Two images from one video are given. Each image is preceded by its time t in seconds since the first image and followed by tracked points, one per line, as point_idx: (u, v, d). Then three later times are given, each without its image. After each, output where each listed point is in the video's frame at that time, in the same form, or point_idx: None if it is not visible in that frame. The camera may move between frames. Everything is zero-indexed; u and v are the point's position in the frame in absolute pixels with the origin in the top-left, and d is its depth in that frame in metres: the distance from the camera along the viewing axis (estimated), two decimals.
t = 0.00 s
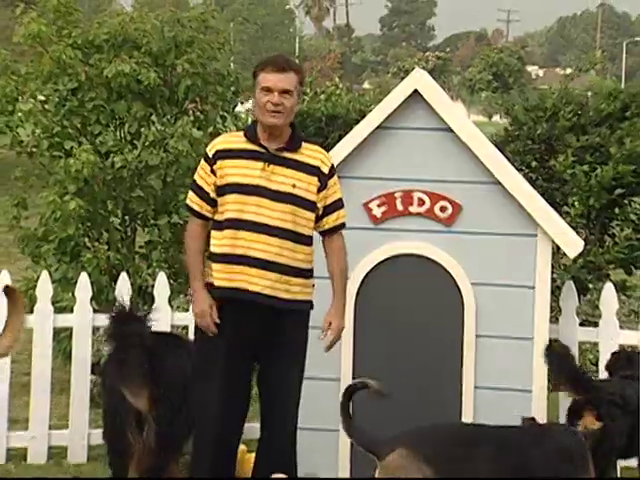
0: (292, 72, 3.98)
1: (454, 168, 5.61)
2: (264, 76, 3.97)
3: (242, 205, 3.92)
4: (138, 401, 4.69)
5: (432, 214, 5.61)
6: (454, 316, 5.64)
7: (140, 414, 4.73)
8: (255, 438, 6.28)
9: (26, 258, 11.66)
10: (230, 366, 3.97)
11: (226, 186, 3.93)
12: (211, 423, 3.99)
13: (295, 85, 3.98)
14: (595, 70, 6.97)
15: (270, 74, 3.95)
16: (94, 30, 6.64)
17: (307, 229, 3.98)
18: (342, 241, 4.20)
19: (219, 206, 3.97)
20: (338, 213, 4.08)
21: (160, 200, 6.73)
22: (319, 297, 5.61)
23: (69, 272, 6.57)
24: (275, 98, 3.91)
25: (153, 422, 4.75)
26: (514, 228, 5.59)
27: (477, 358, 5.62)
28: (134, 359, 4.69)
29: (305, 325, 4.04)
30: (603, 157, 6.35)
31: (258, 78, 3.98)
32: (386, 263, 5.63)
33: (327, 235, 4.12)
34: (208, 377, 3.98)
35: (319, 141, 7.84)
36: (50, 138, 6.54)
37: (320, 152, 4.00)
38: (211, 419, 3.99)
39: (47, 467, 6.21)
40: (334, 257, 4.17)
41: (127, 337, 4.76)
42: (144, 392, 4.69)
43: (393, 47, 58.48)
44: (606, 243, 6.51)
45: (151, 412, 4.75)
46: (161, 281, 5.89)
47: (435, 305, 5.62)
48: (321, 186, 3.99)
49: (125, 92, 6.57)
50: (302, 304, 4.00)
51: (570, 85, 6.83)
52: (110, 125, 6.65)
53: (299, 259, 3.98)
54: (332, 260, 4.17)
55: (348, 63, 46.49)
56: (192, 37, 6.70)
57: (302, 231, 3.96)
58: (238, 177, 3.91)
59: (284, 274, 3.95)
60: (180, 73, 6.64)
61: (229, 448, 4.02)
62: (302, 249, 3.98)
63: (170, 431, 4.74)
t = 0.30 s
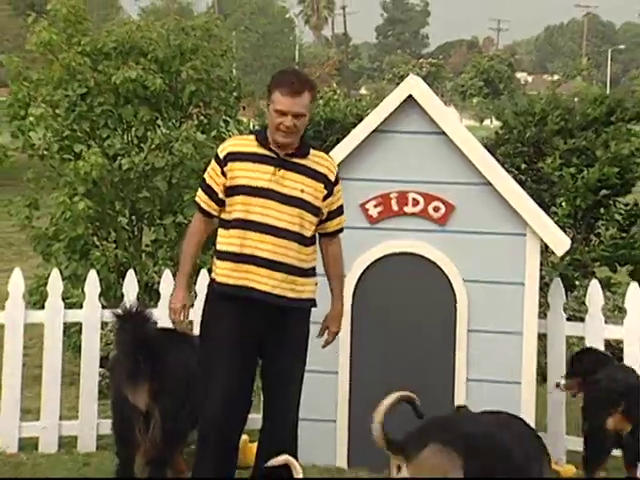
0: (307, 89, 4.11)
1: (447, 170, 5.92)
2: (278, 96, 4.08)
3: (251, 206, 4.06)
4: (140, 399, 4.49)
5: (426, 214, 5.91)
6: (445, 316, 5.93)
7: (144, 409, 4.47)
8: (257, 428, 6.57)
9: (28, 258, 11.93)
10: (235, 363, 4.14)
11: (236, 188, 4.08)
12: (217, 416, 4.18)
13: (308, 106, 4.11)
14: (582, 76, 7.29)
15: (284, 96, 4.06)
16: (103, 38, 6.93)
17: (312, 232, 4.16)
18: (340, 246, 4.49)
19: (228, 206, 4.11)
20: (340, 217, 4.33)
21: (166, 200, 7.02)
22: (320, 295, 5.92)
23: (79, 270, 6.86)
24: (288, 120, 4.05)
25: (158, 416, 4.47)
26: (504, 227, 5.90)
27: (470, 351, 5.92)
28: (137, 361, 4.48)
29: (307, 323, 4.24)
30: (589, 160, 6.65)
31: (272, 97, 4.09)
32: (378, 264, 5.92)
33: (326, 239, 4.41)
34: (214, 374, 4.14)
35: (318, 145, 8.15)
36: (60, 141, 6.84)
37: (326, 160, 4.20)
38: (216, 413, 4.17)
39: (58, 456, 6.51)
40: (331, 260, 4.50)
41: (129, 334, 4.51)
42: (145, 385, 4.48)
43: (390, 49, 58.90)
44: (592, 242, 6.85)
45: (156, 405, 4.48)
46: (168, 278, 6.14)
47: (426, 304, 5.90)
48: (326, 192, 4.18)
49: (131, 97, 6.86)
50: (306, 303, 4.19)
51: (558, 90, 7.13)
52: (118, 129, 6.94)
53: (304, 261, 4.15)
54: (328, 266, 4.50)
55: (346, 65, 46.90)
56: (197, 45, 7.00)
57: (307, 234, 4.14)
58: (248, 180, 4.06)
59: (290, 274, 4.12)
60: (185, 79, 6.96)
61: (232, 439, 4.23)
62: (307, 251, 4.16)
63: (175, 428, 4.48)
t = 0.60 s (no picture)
0: (304, 91, 4.34)
1: (440, 172, 6.21)
2: (278, 95, 4.32)
3: (251, 211, 4.27)
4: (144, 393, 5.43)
5: (419, 214, 6.20)
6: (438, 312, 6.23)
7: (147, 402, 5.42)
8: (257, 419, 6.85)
9: (30, 257, 12.19)
10: (239, 354, 4.31)
11: (237, 193, 4.29)
12: (221, 408, 4.29)
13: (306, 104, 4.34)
14: (569, 81, 7.58)
15: (284, 94, 4.30)
16: (109, 45, 7.24)
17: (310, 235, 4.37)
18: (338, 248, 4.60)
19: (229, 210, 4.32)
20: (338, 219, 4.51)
21: (170, 200, 7.27)
22: (316, 290, 6.28)
23: (86, 267, 7.19)
24: (287, 116, 4.26)
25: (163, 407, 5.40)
26: (494, 226, 6.19)
27: (462, 346, 6.21)
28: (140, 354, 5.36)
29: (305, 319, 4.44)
30: (576, 162, 6.92)
31: (273, 97, 4.33)
32: (372, 263, 6.21)
33: (324, 240, 4.51)
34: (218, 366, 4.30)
35: (316, 147, 8.44)
36: (69, 144, 7.11)
37: (324, 165, 4.39)
38: (220, 404, 4.29)
39: (67, 445, 6.79)
40: (330, 260, 4.58)
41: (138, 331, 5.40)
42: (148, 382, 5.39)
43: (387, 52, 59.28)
44: (578, 241, 7.16)
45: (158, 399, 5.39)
46: (171, 276, 6.41)
47: (419, 301, 6.21)
48: (323, 196, 4.38)
49: (136, 102, 7.17)
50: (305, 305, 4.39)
51: (546, 95, 7.42)
52: (123, 132, 7.23)
53: (302, 264, 4.37)
54: (328, 266, 4.57)
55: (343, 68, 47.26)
56: (199, 52, 7.29)
57: (305, 237, 4.34)
58: (250, 186, 4.27)
59: (289, 277, 4.33)
60: (188, 84, 7.25)
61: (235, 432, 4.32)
62: (305, 253, 4.37)
63: (181, 417, 5.37)
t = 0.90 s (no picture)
0: (288, 93, 4.52)
1: (431, 172, 6.51)
2: (263, 98, 4.51)
3: (244, 214, 4.48)
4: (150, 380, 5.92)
5: (412, 212, 6.50)
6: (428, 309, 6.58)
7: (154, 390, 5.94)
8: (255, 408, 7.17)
9: (30, 254, 12.45)
10: (236, 353, 4.52)
11: (230, 197, 4.49)
12: (218, 404, 4.53)
13: (290, 104, 4.52)
14: (555, 85, 7.89)
15: (268, 96, 4.49)
16: (113, 50, 7.55)
17: (301, 235, 4.57)
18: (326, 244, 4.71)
19: (222, 214, 4.53)
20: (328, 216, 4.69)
21: (172, 199, 7.57)
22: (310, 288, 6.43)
23: (92, 263, 7.47)
24: (272, 116, 4.45)
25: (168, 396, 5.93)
26: (483, 224, 6.47)
27: (452, 340, 6.51)
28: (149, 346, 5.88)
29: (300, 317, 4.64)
30: (562, 162, 7.20)
31: (257, 99, 4.51)
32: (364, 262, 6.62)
33: (312, 239, 4.65)
34: (216, 365, 4.52)
35: (312, 149, 8.73)
36: (75, 145, 7.41)
37: (310, 166, 4.59)
38: (217, 402, 4.53)
39: (73, 434, 7.08)
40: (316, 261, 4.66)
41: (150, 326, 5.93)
42: (155, 371, 5.90)
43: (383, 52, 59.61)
44: (564, 238, 7.45)
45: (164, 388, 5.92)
46: (173, 271, 6.71)
47: (411, 298, 6.58)
48: (312, 196, 4.57)
49: (140, 104, 7.45)
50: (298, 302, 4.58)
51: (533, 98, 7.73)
52: (127, 134, 7.51)
53: (295, 263, 4.56)
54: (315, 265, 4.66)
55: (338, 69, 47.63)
56: (199, 56, 7.61)
57: (297, 236, 4.54)
58: (240, 190, 4.47)
59: (283, 276, 4.52)
60: (189, 87, 7.54)
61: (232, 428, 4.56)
62: (298, 252, 4.57)
63: (182, 406, 5.94)
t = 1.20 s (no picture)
0: (259, 89, 4.64)
1: (422, 170, 6.80)
2: (234, 94, 4.63)
3: (224, 212, 4.59)
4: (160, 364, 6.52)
5: (404, 209, 6.79)
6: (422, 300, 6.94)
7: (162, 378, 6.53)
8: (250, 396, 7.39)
9: (34, 249, 12.71)
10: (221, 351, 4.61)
11: (209, 196, 4.60)
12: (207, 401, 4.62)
13: (261, 98, 4.63)
14: (542, 87, 8.20)
15: (239, 92, 4.61)
16: (116, 53, 7.84)
17: (282, 227, 4.68)
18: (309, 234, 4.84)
19: (202, 215, 4.64)
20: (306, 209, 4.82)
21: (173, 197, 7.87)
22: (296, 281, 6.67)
23: (96, 259, 7.73)
24: (243, 111, 4.57)
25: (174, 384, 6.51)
26: (473, 220, 6.76)
27: (444, 330, 6.82)
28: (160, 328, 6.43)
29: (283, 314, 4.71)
30: (548, 161, 7.50)
31: (229, 96, 4.64)
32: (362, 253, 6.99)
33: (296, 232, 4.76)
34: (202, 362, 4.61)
35: (308, 149, 9.03)
36: (80, 144, 7.67)
37: (287, 158, 4.69)
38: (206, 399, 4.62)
39: (79, 422, 7.36)
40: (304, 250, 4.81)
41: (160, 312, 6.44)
42: (165, 358, 6.51)
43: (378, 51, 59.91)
44: (551, 234, 7.74)
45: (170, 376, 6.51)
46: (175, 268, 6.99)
47: (403, 294, 7.05)
48: (290, 188, 4.69)
49: (143, 105, 7.75)
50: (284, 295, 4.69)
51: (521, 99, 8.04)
52: (130, 133, 7.79)
53: (278, 255, 4.67)
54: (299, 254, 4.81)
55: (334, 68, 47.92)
56: (200, 59, 7.93)
57: (278, 230, 4.65)
58: (218, 187, 4.58)
59: (268, 270, 4.63)
60: (190, 89, 7.84)
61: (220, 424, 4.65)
62: (281, 245, 4.68)
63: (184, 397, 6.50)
